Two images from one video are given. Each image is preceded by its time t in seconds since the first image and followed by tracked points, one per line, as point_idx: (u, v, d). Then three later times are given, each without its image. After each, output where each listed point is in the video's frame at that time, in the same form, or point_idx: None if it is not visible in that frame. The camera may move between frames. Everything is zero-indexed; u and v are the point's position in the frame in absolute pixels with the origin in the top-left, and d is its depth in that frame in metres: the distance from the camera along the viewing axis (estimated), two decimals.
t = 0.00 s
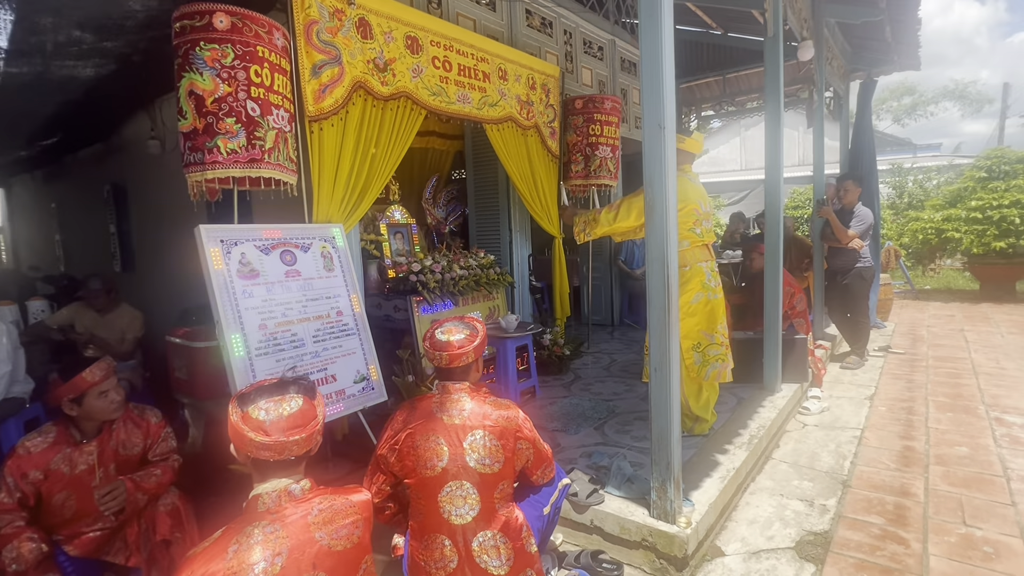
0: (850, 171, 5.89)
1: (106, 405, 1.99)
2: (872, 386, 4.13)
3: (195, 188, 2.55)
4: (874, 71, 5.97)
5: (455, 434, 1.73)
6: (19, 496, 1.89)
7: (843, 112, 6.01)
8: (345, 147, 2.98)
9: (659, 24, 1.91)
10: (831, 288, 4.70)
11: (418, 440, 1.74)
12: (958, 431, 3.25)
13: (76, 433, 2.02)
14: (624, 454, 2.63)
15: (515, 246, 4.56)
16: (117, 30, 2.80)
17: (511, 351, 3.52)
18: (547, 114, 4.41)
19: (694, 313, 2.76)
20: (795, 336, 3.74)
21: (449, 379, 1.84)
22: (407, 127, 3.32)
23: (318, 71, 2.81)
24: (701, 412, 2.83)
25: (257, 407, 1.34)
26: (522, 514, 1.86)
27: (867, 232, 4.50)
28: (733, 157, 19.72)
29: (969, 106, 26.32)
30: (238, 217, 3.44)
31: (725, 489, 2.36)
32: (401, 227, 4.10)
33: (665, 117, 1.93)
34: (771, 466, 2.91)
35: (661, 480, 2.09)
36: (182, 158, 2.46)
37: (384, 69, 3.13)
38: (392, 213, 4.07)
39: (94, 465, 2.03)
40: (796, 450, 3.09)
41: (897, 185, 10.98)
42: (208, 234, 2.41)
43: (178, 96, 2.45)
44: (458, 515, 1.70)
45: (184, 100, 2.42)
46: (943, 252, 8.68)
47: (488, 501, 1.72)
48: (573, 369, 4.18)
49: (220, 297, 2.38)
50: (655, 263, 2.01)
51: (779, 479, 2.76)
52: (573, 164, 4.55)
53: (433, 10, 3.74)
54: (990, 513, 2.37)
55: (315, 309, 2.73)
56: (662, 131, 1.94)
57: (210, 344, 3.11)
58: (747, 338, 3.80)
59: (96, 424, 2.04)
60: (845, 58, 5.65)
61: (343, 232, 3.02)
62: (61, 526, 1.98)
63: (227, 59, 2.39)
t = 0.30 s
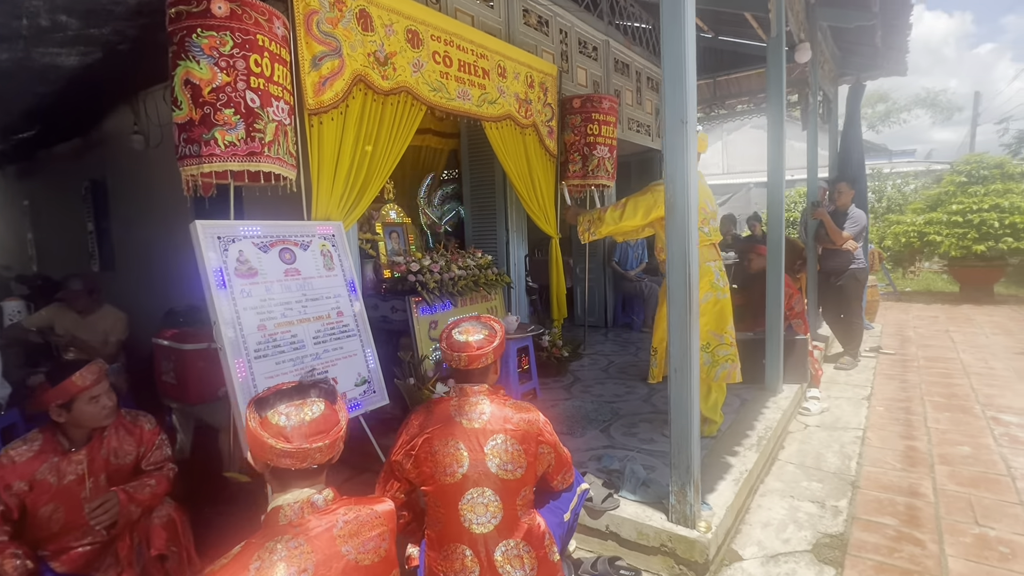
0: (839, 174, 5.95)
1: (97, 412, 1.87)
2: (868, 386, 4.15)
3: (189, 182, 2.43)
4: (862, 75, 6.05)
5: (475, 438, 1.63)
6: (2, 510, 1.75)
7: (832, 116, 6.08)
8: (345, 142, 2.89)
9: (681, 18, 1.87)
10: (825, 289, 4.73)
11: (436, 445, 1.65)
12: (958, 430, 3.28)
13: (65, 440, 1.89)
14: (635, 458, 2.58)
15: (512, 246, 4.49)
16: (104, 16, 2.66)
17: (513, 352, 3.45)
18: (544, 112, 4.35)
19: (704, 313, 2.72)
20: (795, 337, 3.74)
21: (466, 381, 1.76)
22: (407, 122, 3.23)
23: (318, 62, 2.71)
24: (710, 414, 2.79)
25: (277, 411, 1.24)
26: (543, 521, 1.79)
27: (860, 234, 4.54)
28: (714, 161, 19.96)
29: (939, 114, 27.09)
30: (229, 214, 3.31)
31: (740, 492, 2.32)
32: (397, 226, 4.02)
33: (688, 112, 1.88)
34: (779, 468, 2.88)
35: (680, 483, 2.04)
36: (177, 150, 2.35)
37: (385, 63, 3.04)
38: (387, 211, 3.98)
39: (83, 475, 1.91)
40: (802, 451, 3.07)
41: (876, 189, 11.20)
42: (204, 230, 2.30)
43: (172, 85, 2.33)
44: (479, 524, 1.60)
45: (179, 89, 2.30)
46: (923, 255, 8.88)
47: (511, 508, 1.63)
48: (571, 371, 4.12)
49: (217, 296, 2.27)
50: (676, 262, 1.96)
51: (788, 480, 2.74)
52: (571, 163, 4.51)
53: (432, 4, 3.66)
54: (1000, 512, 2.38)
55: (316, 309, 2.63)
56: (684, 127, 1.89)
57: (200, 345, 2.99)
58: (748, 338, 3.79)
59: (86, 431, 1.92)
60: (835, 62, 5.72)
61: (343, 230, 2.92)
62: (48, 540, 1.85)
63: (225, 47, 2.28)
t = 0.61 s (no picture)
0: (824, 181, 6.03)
1: (66, 430, 1.72)
2: (858, 392, 4.18)
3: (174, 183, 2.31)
4: (845, 84, 6.15)
5: (485, 455, 1.54)
6: None
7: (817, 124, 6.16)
8: (337, 144, 2.79)
9: (694, 25, 1.85)
10: (814, 295, 4.75)
11: (443, 463, 1.55)
12: (950, 436, 3.31)
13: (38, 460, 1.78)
14: (638, 469, 2.53)
15: (503, 251, 4.42)
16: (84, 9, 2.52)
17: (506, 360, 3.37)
18: (537, 116, 4.30)
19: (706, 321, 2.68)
20: (790, 344, 3.74)
21: (473, 394, 1.67)
22: (401, 125, 3.15)
23: (311, 61, 2.62)
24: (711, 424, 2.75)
25: (282, 432, 1.15)
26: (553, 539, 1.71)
27: (848, 240, 4.58)
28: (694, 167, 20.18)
29: (910, 124, 27.89)
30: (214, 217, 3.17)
31: (746, 503, 2.29)
32: (387, 231, 3.94)
33: (700, 117, 1.85)
34: (779, 476, 2.86)
35: (689, 496, 1.99)
36: (163, 150, 2.23)
37: (379, 63, 2.95)
38: (377, 215, 3.90)
39: (59, 497, 1.79)
40: (800, 459, 3.05)
41: (854, 196, 11.42)
42: (191, 235, 2.19)
43: (158, 82, 2.21)
44: (490, 545, 1.51)
45: (165, 86, 2.19)
46: (901, 261, 9.07)
47: (522, 528, 1.55)
48: (564, 378, 4.06)
49: (205, 304, 2.16)
50: (687, 270, 1.92)
51: (789, 490, 2.71)
52: (563, 168, 4.48)
53: (425, 4, 3.59)
54: (1001, 520, 2.39)
55: (308, 316, 2.53)
56: (697, 132, 1.86)
57: (183, 355, 2.85)
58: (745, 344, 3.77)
59: (61, 451, 1.79)
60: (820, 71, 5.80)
61: (335, 235, 2.82)
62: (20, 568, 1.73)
63: (214, 43, 2.17)
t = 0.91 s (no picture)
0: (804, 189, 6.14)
1: (30, 444, 1.59)
2: (840, 396, 4.25)
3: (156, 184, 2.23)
4: (823, 95, 6.29)
5: (485, 464, 1.50)
6: None
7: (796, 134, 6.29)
8: (326, 145, 2.73)
9: (692, 32, 1.85)
10: (796, 301, 4.81)
11: (441, 472, 1.50)
12: (930, 439, 3.37)
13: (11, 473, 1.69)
14: (631, 476, 2.52)
15: (490, 255, 4.40)
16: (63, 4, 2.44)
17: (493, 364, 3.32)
18: (524, 121, 4.29)
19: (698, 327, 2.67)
20: (775, 349, 3.79)
21: (469, 401, 1.62)
22: (389, 127, 3.10)
23: (300, 60, 2.56)
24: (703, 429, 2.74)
25: (282, 443, 1.10)
26: (553, 548, 1.66)
27: (828, 247, 4.66)
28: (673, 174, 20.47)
29: (879, 135, 28.72)
30: (194, 219, 3.09)
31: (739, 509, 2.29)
32: (372, 234, 3.89)
33: (698, 123, 1.85)
34: (768, 481, 2.88)
35: (685, 503, 1.99)
36: (145, 149, 2.15)
37: (368, 64, 2.90)
38: (362, 217, 3.83)
39: (31, 512, 1.71)
40: (788, 463, 3.08)
41: (828, 204, 11.68)
42: (174, 236, 2.12)
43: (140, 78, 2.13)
44: (489, 556, 1.47)
45: (149, 83, 2.11)
46: (874, 268, 9.29)
47: (523, 538, 1.51)
48: (552, 383, 4.04)
49: (189, 308, 2.08)
50: (684, 275, 1.91)
51: (779, 494, 2.73)
52: (551, 173, 4.48)
53: (414, 7, 3.57)
54: (984, 522, 2.43)
55: (295, 321, 2.46)
56: (695, 138, 1.86)
57: (161, 360, 2.75)
58: (731, 348, 3.80)
59: (34, 464, 1.71)
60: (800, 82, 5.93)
61: (322, 238, 2.76)
62: None
63: (201, 39, 2.11)
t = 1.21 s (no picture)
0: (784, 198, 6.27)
1: (18, 453, 1.54)
2: (821, 400, 4.34)
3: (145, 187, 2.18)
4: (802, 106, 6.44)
5: (488, 471, 1.51)
6: None
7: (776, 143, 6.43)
8: (317, 149, 2.71)
9: (689, 44, 1.89)
10: (778, 307, 4.90)
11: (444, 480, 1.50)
12: (909, 442, 3.46)
13: None
14: (624, 481, 2.53)
15: (479, 261, 4.40)
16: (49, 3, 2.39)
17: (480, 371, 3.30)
18: (513, 128, 4.31)
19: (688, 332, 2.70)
20: (760, 355, 3.87)
21: (470, 408, 1.61)
22: (380, 132, 3.09)
23: (292, 63, 2.54)
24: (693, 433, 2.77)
25: (292, 452, 1.08)
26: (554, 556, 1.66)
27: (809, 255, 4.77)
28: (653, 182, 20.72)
29: (852, 145, 29.49)
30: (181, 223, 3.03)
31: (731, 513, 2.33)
32: (360, 239, 3.84)
33: (694, 133, 1.88)
34: (756, 484, 2.92)
35: (681, 507, 2.01)
36: (135, 151, 2.11)
37: (360, 68, 2.89)
38: (350, 222, 3.79)
39: (13, 526, 1.63)
40: (774, 467, 3.13)
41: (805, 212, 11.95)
42: (164, 240, 2.07)
43: (130, 78, 2.09)
44: (492, 565, 1.48)
45: (139, 84, 2.07)
46: (849, 274, 9.52)
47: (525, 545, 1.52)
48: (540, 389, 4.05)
49: (179, 313, 2.04)
50: (680, 282, 1.94)
51: (767, 497, 2.77)
52: (539, 179, 4.50)
53: (404, 11, 3.56)
54: (964, 522, 2.51)
55: (286, 327, 2.43)
56: (691, 147, 1.89)
57: (144, 368, 2.67)
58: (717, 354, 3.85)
59: (18, 475, 1.64)
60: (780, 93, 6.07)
61: (313, 242, 2.73)
62: None
63: (194, 40, 2.07)
